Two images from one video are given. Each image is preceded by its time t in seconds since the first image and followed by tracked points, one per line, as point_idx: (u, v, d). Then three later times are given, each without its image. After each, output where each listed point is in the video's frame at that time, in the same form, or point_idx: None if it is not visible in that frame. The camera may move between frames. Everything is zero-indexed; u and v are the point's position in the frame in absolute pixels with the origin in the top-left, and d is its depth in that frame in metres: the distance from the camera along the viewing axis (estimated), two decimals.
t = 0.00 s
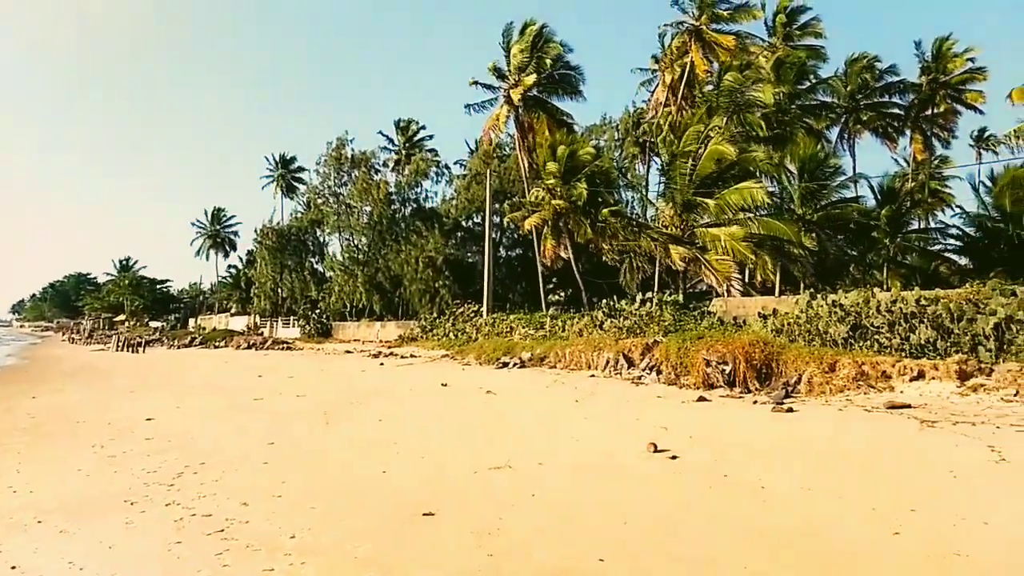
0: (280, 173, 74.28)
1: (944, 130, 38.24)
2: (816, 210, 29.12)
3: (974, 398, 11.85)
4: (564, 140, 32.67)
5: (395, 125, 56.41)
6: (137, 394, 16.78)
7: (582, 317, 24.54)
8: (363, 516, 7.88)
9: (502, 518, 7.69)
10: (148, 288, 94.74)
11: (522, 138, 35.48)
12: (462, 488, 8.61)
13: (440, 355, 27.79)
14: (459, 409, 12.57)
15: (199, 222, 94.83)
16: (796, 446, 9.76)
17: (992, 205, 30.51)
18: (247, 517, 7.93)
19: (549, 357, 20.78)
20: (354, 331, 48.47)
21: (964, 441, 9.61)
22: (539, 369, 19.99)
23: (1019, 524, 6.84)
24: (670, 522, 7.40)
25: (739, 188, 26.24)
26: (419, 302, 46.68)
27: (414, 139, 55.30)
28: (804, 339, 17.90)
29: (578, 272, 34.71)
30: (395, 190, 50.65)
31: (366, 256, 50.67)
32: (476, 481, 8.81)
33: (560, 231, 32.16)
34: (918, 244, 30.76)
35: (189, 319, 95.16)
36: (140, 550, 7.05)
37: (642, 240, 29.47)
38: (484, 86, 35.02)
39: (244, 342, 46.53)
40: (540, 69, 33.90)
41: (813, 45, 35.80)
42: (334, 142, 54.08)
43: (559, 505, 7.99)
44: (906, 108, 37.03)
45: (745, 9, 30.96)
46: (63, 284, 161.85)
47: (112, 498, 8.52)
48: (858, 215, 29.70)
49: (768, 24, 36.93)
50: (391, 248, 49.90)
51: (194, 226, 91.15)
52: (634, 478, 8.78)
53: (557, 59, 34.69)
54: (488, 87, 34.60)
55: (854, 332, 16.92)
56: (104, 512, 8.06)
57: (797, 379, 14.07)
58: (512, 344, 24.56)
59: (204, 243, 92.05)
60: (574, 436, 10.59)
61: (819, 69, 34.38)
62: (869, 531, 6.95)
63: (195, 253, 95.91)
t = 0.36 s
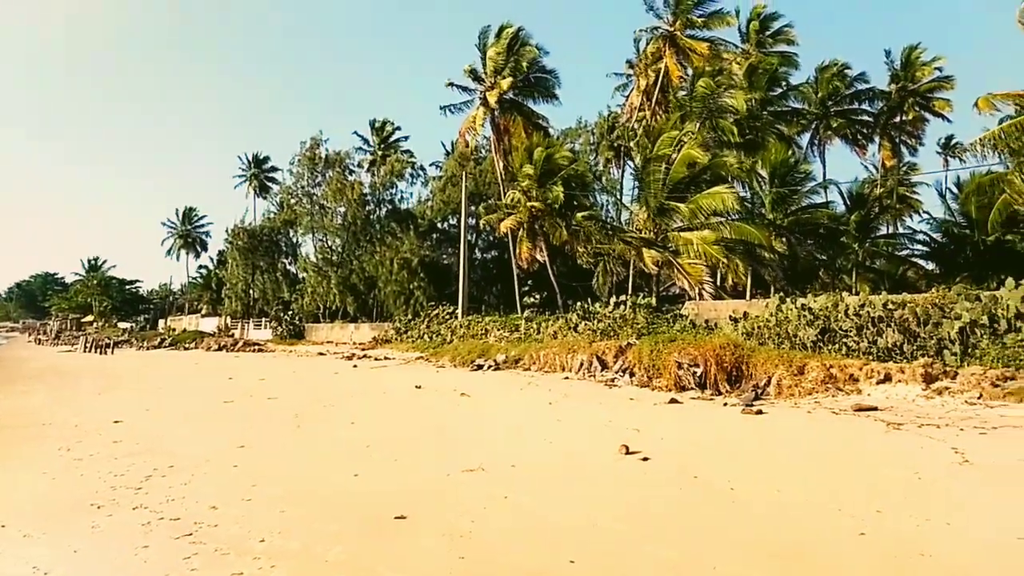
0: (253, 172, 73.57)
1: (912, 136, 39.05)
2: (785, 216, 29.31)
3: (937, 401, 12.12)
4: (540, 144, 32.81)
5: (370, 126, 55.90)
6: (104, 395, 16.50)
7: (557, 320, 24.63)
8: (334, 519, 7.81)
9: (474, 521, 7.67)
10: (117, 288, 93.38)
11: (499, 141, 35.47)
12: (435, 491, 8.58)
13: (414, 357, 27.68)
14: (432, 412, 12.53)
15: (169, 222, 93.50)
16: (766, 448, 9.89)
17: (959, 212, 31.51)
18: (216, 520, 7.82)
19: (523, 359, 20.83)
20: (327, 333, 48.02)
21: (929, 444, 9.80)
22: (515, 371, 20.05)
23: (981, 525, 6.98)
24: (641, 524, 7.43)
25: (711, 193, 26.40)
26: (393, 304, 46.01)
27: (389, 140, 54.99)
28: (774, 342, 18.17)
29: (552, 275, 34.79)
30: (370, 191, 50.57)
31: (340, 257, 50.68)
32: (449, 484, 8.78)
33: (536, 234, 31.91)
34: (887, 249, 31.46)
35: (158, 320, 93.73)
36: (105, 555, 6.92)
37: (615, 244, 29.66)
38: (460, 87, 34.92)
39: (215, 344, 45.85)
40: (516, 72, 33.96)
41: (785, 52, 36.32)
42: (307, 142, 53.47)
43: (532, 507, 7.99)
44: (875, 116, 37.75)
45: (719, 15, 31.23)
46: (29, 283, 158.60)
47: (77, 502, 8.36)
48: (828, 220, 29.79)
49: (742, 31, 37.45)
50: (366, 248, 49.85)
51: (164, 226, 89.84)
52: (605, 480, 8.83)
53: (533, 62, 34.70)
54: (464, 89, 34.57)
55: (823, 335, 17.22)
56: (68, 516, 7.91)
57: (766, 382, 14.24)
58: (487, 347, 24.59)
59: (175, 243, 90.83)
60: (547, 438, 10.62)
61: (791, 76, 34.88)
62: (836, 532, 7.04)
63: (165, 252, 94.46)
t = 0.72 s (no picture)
0: (228, 174, 72.91)
1: (883, 145, 39.74)
2: (759, 222, 29.58)
3: (906, 406, 12.35)
4: (519, 148, 32.91)
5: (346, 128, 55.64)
6: (73, 399, 16.20)
7: (533, 324, 24.71)
8: (307, 526, 7.73)
9: (448, 526, 7.64)
10: (88, 291, 92.02)
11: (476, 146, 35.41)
12: (409, 497, 8.52)
13: (389, 362, 27.57)
14: (407, 416, 12.50)
15: (142, 224, 92.32)
16: (739, 452, 9.98)
17: (928, 220, 32.19)
18: (186, 526, 7.69)
19: (499, 363, 20.84)
20: (302, 337, 47.26)
21: (898, 448, 9.95)
22: (491, 375, 20.08)
23: (948, 528, 7.09)
24: (616, 529, 7.45)
25: (684, 200, 26.78)
26: (370, 308, 45.72)
27: (366, 143, 54.85)
28: (747, 347, 18.37)
29: (529, 279, 34.90)
30: (346, 194, 50.51)
31: (315, 261, 50.46)
32: (424, 489, 8.76)
33: (514, 239, 32.07)
34: (858, 256, 31.91)
35: (129, 324, 92.28)
36: (70, 562, 6.77)
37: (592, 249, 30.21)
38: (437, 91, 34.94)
39: (188, 347, 45.18)
40: (494, 77, 34.07)
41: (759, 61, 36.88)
42: (283, 144, 53.42)
43: (507, 512, 7.99)
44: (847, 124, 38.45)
45: (695, 24, 31.58)
46: None
47: (43, 508, 8.19)
48: (799, 227, 30.38)
49: (717, 39, 37.81)
50: (342, 252, 49.69)
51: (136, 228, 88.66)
52: (580, 484, 8.86)
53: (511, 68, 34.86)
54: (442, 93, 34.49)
55: (794, 340, 17.46)
56: (34, 522, 7.74)
57: (738, 387, 14.39)
58: (463, 351, 24.59)
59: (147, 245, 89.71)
60: (522, 443, 10.60)
61: (764, 85, 35.49)
62: (806, 536, 7.11)
63: (137, 255, 93.23)
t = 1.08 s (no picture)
0: (205, 175, 72.25)
1: (859, 151, 40.30)
2: (736, 227, 29.82)
3: (880, 408, 12.53)
4: (499, 152, 32.96)
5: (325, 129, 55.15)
6: (44, 402, 15.93)
7: (512, 327, 24.73)
8: (283, 529, 7.66)
9: (425, 530, 7.61)
10: (62, 293, 90.74)
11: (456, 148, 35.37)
12: (387, 501, 8.47)
13: (368, 364, 27.45)
14: (384, 419, 12.46)
15: (117, 224, 91.19)
16: (715, 455, 10.06)
17: (902, 225, 32.78)
18: (160, 531, 7.59)
19: (479, 366, 20.80)
20: (279, 339, 46.97)
21: (871, 451, 10.08)
22: (470, 378, 20.04)
23: (917, 530, 7.21)
24: (593, 532, 7.48)
25: (662, 204, 26.94)
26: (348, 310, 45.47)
27: (345, 144, 54.42)
28: (723, 350, 18.49)
29: (509, 282, 34.96)
30: (324, 195, 50.32)
31: (292, 262, 50.20)
32: (401, 492, 8.72)
33: (493, 242, 32.09)
34: (834, 260, 32.04)
35: (103, 326, 91.01)
36: (40, 567, 6.65)
37: (571, 252, 30.41)
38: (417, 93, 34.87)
39: (163, 349, 44.61)
40: (474, 79, 34.07)
41: (737, 66, 37.32)
42: (260, 145, 53.06)
43: (484, 516, 7.98)
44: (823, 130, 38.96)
45: (674, 30, 31.86)
46: None
47: (13, 512, 8.04)
48: (775, 232, 30.75)
49: (696, 44, 38.17)
50: (320, 253, 49.44)
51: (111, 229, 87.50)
52: (558, 487, 8.88)
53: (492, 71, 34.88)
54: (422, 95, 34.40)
55: (770, 343, 17.62)
56: (3, 527, 7.60)
57: (715, 389, 14.51)
58: (443, 354, 24.52)
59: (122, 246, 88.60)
60: (500, 446, 10.60)
61: (742, 90, 35.58)
62: (781, 538, 7.18)
63: (113, 255, 92.02)
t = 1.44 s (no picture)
0: (180, 175, 71.38)
1: (833, 157, 40.90)
2: (711, 231, 30.07)
3: (852, 411, 12.70)
4: (478, 155, 32.92)
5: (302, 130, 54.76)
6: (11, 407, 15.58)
7: (491, 329, 24.72)
8: (256, 533, 7.59)
9: (401, 533, 7.57)
10: (32, 294, 89.17)
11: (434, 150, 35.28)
12: (363, 504, 8.42)
13: (345, 368, 27.29)
14: (360, 423, 12.38)
15: (89, 225, 89.78)
16: (690, 457, 10.12)
17: (875, 230, 33.27)
18: (133, 535, 7.48)
19: (456, 369, 20.74)
20: (254, 342, 46.65)
21: (843, 453, 10.21)
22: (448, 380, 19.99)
23: (889, 531, 7.31)
24: (569, 535, 7.49)
25: (638, 209, 27.13)
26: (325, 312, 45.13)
27: (323, 145, 54.04)
28: (698, 353, 18.59)
29: (488, 284, 34.95)
30: (301, 197, 49.97)
31: (268, 264, 49.82)
32: (377, 497, 8.67)
33: (472, 244, 32.05)
34: (807, 265, 32.71)
35: (74, 328, 89.43)
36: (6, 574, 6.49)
37: (550, 256, 30.29)
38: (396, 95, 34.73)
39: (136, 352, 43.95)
40: (452, 82, 34.03)
41: (714, 72, 37.66)
42: (236, 145, 52.48)
43: (462, 519, 7.97)
44: (798, 136, 39.46)
45: (651, 36, 32.15)
46: None
47: None
48: (750, 236, 31.03)
49: (674, 49, 38.47)
50: (296, 255, 49.08)
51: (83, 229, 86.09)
52: (534, 489, 8.88)
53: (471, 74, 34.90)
54: (400, 97, 34.29)
55: (744, 346, 17.74)
56: None
57: (691, 392, 14.63)
58: (421, 357, 24.46)
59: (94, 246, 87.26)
60: (477, 450, 10.60)
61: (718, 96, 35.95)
62: (756, 539, 7.24)
63: (85, 256, 90.60)
